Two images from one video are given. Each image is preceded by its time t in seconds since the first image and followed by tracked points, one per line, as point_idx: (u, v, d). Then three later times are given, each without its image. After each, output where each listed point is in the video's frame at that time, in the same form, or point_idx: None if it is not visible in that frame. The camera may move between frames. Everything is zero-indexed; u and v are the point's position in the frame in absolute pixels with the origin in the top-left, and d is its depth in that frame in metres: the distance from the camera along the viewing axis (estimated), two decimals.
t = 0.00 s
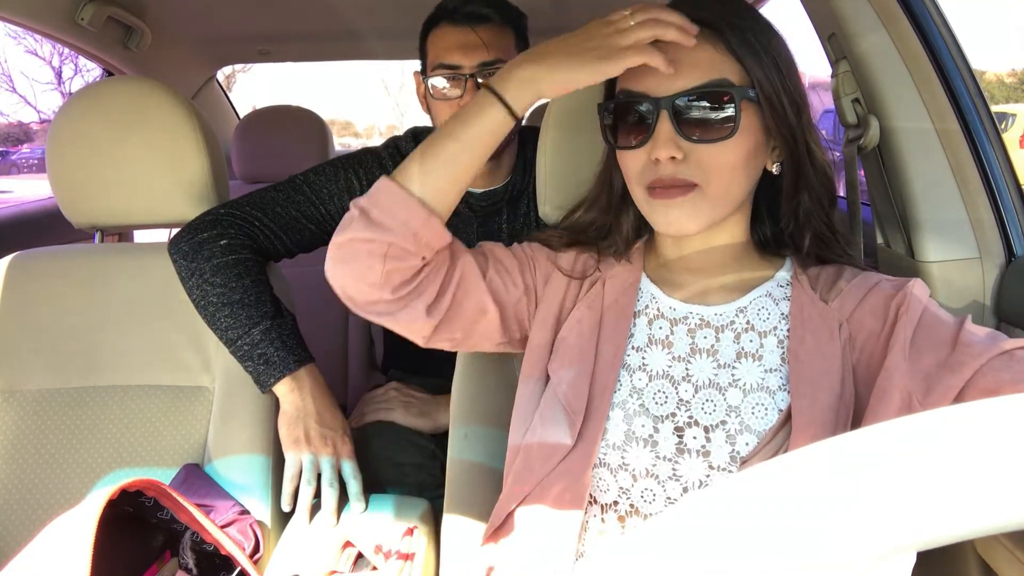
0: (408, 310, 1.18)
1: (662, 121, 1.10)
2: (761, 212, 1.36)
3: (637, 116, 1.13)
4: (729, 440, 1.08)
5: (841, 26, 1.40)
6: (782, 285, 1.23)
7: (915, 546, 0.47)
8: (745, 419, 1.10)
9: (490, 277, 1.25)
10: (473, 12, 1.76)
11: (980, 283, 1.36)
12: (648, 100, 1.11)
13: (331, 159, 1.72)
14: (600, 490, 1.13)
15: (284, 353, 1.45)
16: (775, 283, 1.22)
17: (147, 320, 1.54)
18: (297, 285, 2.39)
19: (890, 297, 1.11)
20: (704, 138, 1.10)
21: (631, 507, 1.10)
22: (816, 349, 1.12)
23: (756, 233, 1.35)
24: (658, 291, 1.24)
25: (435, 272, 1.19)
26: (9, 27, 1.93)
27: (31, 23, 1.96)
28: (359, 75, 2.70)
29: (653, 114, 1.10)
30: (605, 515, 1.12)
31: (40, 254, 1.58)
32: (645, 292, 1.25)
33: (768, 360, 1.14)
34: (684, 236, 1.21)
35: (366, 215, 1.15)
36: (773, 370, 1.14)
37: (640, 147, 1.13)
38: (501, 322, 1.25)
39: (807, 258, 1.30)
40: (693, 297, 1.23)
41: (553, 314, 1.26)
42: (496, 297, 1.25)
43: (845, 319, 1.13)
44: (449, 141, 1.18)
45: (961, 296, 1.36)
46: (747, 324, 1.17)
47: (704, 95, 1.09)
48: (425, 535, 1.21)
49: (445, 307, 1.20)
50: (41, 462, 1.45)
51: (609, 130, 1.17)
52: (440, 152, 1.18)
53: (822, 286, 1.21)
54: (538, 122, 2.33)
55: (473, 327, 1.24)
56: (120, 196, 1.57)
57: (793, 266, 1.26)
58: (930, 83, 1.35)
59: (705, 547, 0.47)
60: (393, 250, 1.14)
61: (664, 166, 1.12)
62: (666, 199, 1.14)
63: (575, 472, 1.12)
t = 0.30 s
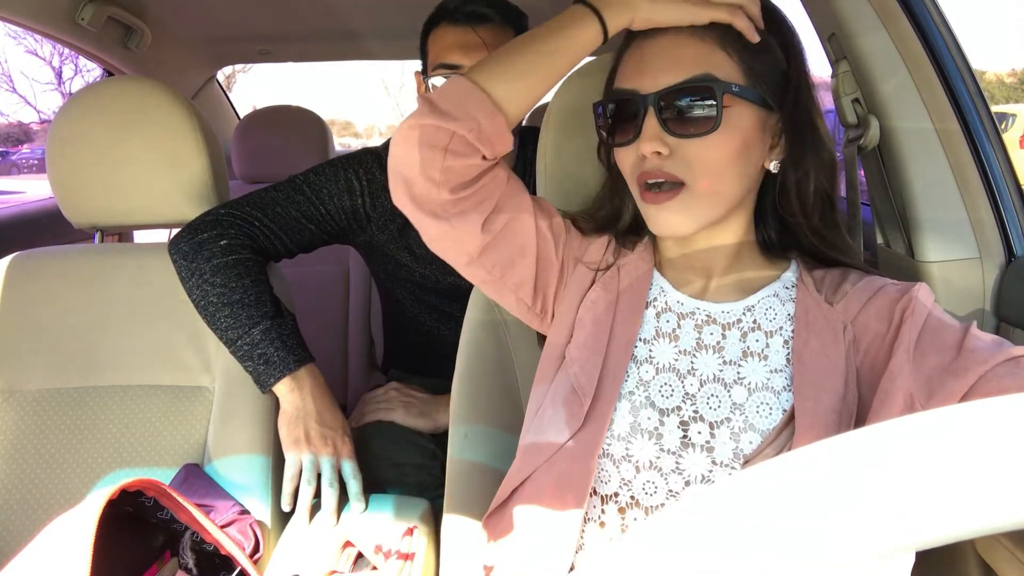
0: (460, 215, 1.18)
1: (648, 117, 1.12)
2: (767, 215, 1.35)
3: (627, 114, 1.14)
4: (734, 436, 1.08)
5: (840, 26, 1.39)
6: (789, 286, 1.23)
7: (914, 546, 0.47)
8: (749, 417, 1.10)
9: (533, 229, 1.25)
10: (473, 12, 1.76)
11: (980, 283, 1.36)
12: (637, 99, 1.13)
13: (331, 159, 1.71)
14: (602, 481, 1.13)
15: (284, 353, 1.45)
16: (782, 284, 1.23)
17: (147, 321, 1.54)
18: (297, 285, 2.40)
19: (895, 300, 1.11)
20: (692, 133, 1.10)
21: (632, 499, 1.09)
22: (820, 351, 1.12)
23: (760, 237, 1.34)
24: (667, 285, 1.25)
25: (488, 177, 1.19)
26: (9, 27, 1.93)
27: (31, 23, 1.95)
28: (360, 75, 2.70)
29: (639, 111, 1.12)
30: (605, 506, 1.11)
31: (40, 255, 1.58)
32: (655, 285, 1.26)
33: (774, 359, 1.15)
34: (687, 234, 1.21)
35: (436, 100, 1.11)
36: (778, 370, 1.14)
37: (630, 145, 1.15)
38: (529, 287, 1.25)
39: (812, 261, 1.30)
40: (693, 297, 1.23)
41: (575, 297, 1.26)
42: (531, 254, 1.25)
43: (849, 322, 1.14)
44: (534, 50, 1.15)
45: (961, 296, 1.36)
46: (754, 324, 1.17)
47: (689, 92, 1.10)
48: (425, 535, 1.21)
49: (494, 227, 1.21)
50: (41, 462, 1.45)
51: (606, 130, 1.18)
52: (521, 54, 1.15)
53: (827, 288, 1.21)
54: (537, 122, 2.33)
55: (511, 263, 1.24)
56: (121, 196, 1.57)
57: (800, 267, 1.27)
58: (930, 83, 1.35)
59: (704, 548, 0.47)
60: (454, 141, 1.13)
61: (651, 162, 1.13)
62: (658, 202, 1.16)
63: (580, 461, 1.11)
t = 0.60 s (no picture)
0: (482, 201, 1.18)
1: (652, 116, 1.12)
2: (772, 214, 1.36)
3: (633, 114, 1.15)
4: (740, 433, 1.08)
5: (841, 26, 1.39)
6: (795, 288, 1.23)
7: (913, 546, 0.47)
8: (755, 415, 1.10)
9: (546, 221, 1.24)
10: (473, 12, 1.76)
11: (980, 282, 1.36)
12: (640, 99, 1.14)
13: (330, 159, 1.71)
14: (606, 476, 1.13)
15: (284, 354, 1.45)
16: (789, 285, 1.23)
17: (147, 320, 1.54)
18: (297, 285, 2.40)
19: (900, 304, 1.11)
20: (697, 132, 1.10)
21: (635, 495, 1.09)
22: (825, 351, 1.12)
23: (766, 234, 1.37)
24: (675, 283, 1.25)
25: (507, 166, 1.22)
26: (9, 27, 1.93)
27: (31, 23, 1.95)
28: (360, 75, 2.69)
29: (644, 110, 1.13)
30: (608, 501, 1.11)
31: (40, 255, 1.58)
32: (664, 283, 1.26)
33: (780, 359, 1.15)
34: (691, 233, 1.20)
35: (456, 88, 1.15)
36: (784, 370, 1.14)
37: (634, 144, 1.15)
38: (539, 285, 1.23)
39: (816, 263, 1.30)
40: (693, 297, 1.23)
41: (584, 296, 1.25)
42: (546, 247, 1.24)
43: (855, 323, 1.13)
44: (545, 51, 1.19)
45: (962, 296, 1.36)
46: (760, 324, 1.17)
47: (693, 91, 1.11)
48: (425, 535, 1.21)
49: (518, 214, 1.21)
50: (41, 462, 1.45)
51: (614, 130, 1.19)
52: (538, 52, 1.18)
53: (834, 291, 1.21)
54: (537, 122, 2.33)
55: (529, 255, 1.22)
56: (121, 196, 1.57)
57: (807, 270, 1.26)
58: (930, 83, 1.35)
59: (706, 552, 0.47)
60: (476, 127, 1.15)
61: (655, 161, 1.13)
62: (660, 201, 1.16)
63: (590, 458, 1.11)
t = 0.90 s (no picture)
0: (452, 235, 1.18)
1: (655, 108, 1.14)
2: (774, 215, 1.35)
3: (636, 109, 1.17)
4: (739, 439, 1.09)
5: (841, 26, 1.39)
6: (798, 289, 1.23)
7: (912, 547, 0.47)
8: (755, 419, 1.10)
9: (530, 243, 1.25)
10: (475, 12, 1.76)
11: (981, 282, 1.36)
12: (646, 88, 1.15)
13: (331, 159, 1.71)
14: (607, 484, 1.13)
15: (284, 354, 1.45)
16: (790, 287, 1.23)
17: (147, 320, 1.54)
18: (297, 285, 2.40)
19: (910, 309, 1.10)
20: (695, 125, 1.11)
21: (637, 501, 1.10)
22: (828, 353, 1.11)
23: (769, 238, 1.35)
24: (672, 286, 1.26)
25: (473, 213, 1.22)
26: (9, 27, 1.93)
27: (31, 23, 1.95)
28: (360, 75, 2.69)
29: (647, 104, 1.14)
30: (610, 508, 1.11)
31: (40, 255, 1.58)
32: (660, 287, 1.27)
33: (781, 362, 1.15)
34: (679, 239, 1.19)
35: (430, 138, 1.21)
36: (784, 373, 1.14)
37: (637, 136, 1.17)
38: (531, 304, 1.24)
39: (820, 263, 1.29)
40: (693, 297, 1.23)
41: (578, 306, 1.25)
42: (532, 266, 1.24)
43: (858, 326, 1.13)
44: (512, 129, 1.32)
45: (961, 296, 1.36)
46: (760, 326, 1.17)
47: (699, 85, 1.11)
48: (425, 535, 1.21)
49: (495, 243, 1.21)
50: (41, 462, 1.45)
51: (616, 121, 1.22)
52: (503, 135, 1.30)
53: (838, 291, 1.21)
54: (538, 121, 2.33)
55: (516, 280, 1.23)
56: (121, 197, 1.57)
57: (810, 270, 1.26)
58: (930, 83, 1.35)
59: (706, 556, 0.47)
60: (445, 173, 1.19)
61: (656, 152, 1.14)
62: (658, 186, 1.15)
63: (592, 468, 1.11)
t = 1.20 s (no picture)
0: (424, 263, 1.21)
1: (644, 105, 1.14)
2: (769, 217, 1.33)
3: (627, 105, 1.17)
4: (734, 440, 1.08)
5: (841, 27, 1.39)
6: (793, 287, 1.23)
7: (913, 546, 0.47)
8: (749, 421, 1.10)
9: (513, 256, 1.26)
10: (475, 13, 1.76)
11: (980, 283, 1.37)
12: (638, 85, 1.16)
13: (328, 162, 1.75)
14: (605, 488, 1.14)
15: (284, 354, 1.45)
16: (785, 285, 1.23)
17: (148, 320, 1.54)
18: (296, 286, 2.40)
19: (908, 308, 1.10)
20: (680, 122, 1.11)
21: (634, 504, 1.10)
22: (823, 350, 1.12)
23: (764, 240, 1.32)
24: (665, 288, 1.26)
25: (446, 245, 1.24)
26: (9, 27, 1.93)
27: (30, 23, 1.95)
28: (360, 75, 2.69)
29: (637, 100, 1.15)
30: (608, 512, 1.12)
31: (40, 254, 1.58)
32: (653, 290, 1.26)
33: (775, 361, 1.15)
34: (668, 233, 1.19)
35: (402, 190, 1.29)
36: (778, 373, 1.14)
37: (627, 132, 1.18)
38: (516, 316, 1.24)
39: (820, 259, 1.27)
40: (692, 296, 1.24)
41: (569, 312, 1.25)
42: (507, 279, 1.24)
43: (855, 324, 1.13)
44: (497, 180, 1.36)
45: (961, 296, 1.37)
46: (754, 325, 1.17)
47: (688, 83, 1.12)
48: (425, 535, 1.21)
49: (465, 267, 1.22)
50: (41, 462, 1.45)
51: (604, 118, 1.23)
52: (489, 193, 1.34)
53: (835, 289, 1.21)
54: (538, 121, 2.33)
55: (496, 298, 1.23)
56: (121, 197, 1.57)
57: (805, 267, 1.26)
58: (930, 83, 1.35)
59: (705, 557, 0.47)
60: (418, 217, 1.24)
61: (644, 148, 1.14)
62: (644, 183, 1.16)
63: (588, 472, 1.11)
